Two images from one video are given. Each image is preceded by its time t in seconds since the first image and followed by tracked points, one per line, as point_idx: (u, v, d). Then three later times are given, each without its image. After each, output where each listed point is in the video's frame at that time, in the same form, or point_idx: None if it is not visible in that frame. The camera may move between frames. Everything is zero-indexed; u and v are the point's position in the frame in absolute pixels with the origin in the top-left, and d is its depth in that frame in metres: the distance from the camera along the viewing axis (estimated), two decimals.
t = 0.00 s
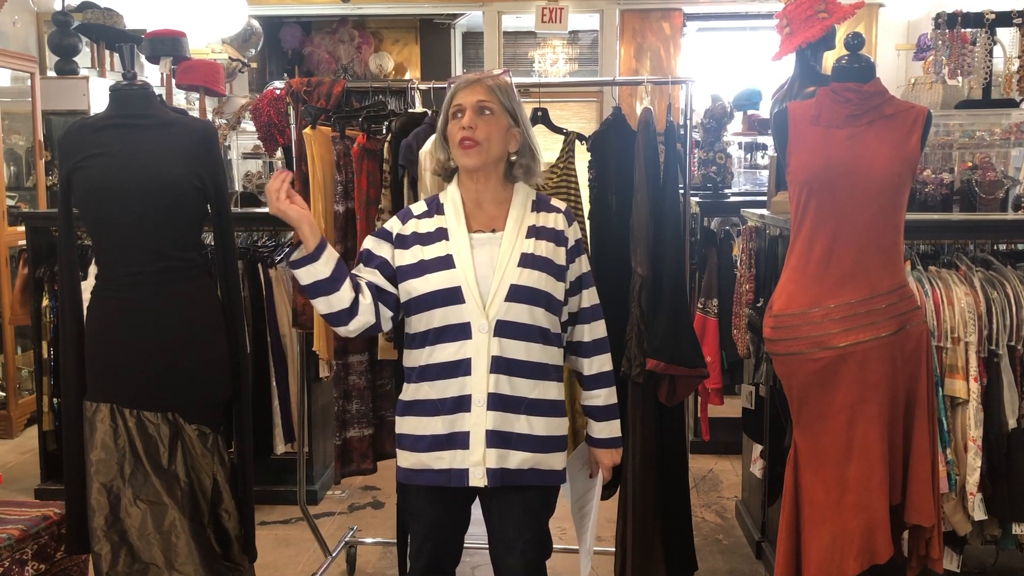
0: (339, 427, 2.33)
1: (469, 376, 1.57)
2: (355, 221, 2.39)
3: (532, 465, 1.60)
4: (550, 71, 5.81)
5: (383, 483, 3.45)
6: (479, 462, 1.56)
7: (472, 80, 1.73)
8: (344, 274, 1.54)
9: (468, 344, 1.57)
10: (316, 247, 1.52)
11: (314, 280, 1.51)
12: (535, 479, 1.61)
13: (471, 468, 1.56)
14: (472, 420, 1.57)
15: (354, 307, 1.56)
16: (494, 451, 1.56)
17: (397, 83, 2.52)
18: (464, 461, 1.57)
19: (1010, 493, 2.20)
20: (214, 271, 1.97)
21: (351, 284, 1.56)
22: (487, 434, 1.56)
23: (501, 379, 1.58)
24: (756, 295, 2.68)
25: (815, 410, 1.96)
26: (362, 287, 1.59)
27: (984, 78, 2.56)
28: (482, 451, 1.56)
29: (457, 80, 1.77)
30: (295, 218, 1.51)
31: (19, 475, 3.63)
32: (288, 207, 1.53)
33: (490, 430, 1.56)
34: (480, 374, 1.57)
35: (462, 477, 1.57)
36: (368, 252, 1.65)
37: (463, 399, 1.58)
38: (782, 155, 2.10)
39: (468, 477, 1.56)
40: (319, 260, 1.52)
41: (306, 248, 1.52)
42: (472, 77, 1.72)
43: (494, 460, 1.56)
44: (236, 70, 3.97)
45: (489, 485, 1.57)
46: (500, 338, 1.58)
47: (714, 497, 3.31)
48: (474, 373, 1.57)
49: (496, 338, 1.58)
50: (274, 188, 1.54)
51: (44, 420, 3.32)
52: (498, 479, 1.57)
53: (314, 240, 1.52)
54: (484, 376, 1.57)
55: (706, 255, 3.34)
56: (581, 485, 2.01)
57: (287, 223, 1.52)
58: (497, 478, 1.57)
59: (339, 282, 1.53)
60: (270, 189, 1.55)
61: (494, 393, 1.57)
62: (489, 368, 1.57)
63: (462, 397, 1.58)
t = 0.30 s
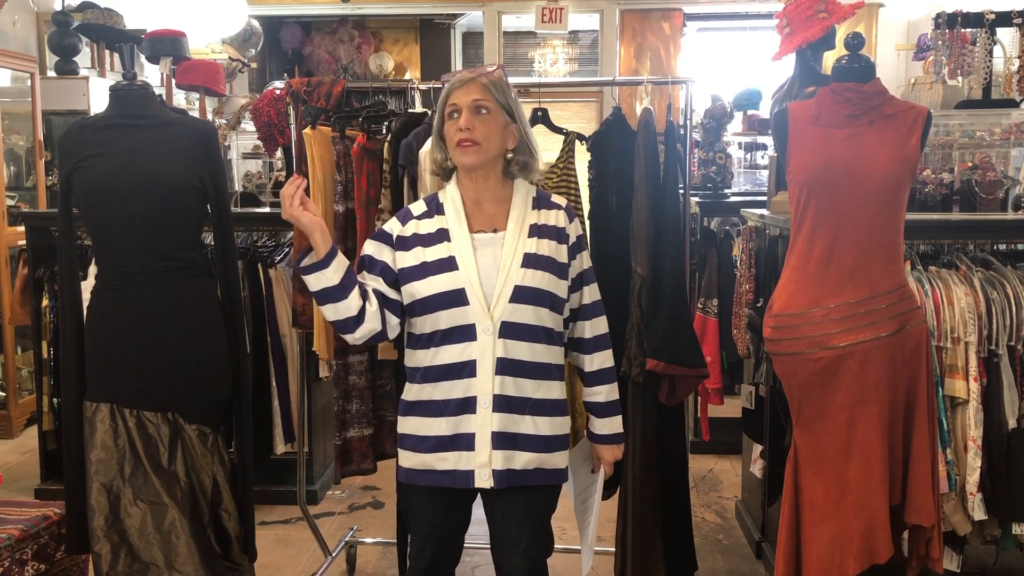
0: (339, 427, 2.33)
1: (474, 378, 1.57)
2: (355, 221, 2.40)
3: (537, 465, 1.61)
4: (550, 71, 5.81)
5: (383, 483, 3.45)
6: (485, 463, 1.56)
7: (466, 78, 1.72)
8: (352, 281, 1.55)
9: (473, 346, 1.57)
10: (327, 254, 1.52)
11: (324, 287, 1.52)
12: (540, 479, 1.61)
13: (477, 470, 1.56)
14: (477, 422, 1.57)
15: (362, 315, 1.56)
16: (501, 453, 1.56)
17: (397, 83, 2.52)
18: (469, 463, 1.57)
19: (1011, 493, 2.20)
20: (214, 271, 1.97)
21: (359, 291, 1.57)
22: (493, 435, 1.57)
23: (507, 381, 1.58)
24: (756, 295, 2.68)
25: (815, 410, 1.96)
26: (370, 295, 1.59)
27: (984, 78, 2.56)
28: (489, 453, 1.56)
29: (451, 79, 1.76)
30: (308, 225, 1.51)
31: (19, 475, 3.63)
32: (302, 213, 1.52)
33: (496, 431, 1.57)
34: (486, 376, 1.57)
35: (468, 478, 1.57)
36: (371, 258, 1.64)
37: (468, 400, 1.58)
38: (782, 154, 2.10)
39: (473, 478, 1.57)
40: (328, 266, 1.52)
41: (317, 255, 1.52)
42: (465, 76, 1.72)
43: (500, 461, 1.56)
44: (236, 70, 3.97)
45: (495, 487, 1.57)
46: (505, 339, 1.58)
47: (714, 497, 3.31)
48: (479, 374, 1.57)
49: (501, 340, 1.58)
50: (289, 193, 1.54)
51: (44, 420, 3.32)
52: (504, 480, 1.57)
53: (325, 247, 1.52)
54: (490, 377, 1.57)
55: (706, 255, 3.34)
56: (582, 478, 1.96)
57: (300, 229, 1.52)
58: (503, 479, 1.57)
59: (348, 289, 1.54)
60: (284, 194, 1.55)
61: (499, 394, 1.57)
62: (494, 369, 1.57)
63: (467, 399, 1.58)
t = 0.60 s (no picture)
0: (340, 427, 2.33)
1: (475, 377, 1.57)
2: (355, 221, 2.40)
3: (538, 464, 1.61)
4: (549, 71, 5.81)
5: (383, 483, 3.45)
6: (486, 463, 1.56)
7: (472, 88, 1.69)
8: (356, 290, 1.54)
9: (473, 345, 1.57)
10: (325, 266, 1.50)
11: (327, 298, 1.51)
12: (542, 478, 1.62)
13: (478, 469, 1.56)
14: (478, 421, 1.57)
15: (368, 320, 1.56)
16: (502, 452, 1.57)
17: (397, 83, 2.52)
18: (471, 462, 1.57)
19: (1011, 493, 2.20)
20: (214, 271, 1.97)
21: (364, 299, 1.56)
22: (494, 434, 1.57)
23: (507, 379, 1.58)
24: (756, 295, 2.68)
25: (815, 410, 1.96)
26: (375, 301, 1.59)
27: (984, 78, 2.56)
28: (490, 452, 1.56)
29: (456, 85, 1.72)
30: (303, 239, 1.49)
31: (19, 476, 3.63)
32: (297, 227, 1.51)
33: (497, 430, 1.57)
34: (486, 375, 1.57)
35: (469, 478, 1.57)
36: (370, 261, 1.64)
37: (469, 400, 1.58)
38: (782, 155, 2.10)
39: (474, 478, 1.57)
40: (329, 278, 1.50)
41: (315, 269, 1.50)
42: (472, 87, 1.69)
43: (502, 460, 1.56)
44: (236, 71, 3.98)
45: (497, 486, 1.57)
46: (505, 337, 1.58)
47: (714, 497, 3.31)
48: (479, 373, 1.57)
49: (501, 338, 1.58)
50: (282, 207, 1.53)
51: (44, 420, 3.32)
52: (506, 480, 1.57)
53: (322, 260, 1.50)
54: (490, 376, 1.57)
55: (706, 255, 3.34)
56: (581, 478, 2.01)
57: (297, 243, 1.50)
58: (504, 479, 1.57)
59: (352, 298, 1.53)
60: (278, 208, 1.53)
61: (500, 393, 1.57)
62: (494, 368, 1.57)
63: (468, 398, 1.58)
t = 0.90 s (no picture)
0: (339, 427, 2.33)
1: (474, 378, 1.57)
2: (355, 221, 2.40)
3: (538, 464, 1.61)
4: (550, 71, 5.82)
5: (383, 483, 3.45)
6: (486, 464, 1.56)
7: (474, 81, 1.70)
8: (358, 307, 1.53)
9: (472, 346, 1.57)
10: (324, 295, 1.47)
11: (333, 321, 1.50)
12: (541, 478, 1.62)
13: (478, 471, 1.57)
14: (477, 423, 1.57)
15: (377, 332, 1.55)
16: (503, 453, 1.57)
17: (397, 83, 2.52)
18: (471, 463, 1.57)
19: (1011, 493, 2.20)
20: (214, 271, 1.97)
21: (367, 311, 1.55)
22: (493, 436, 1.57)
23: (507, 381, 1.58)
24: (756, 295, 2.68)
25: (815, 409, 1.96)
26: (378, 310, 1.57)
27: (984, 78, 2.56)
28: (490, 454, 1.56)
29: (456, 78, 1.71)
30: (298, 272, 1.44)
31: (19, 475, 3.63)
32: (287, 264, 1.44)
33: (497, 432, 1.57)
34: (485, 377, 1.57)
35: (469, 479, 1.57)
36: (371, 266, 1.64)
37: (468, 402, 1.58)
38: (782, 155, 2.10)
39: (474, 479, 1.57)
40: (330, 305, 1.48)
41: (314, 298, 1.48)
42: (473, 79, 1.69)
43: (502, 462, 1.56)
44: (236, 70, 3.98)
45: (497, 487, 1.58)
46: (504, 339, 1.58)
47: (714, 497, 3.31)
48: (479, 375, 1.57)
49: (500, 340, 1.58)
50: (266, 249, 1.46)
51: (44, 420, 3.32)
52: (506, 481, 1.57)
53: (321, 289, 1.47)
54: (490, 378, 1.57)
55: (706, 255, 3.34)
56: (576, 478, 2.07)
57: (291, 279, 1.45)
58: (504, 480, 1.57)
59: (356, 317, 1.52)
60: (259, 252, 1.46)
61: (499, 395, 1.57)
62: (493, 370, 1.57)
63: (467, 400, 1.58)
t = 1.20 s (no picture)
0: (339, 427, 2.33)
1: (478, 381, 1.57)
2: (355, 221, 2.40)
3: (544, 464, 1.62)
4: (550, 71, 5.83)
5: (383, 483, 3.45)
6: (492, 466, 1.57)
7: (475, 75, 1.72)
8: (360, 313, 1.54)
9: (476, 349, 1.57)
10: (326, 303, 1.50)
11: (334, 329, 1.52)
12: (546, 479, 1.62)
13: (483, 472, 1.56)
14: (482, 425, 1.57)
15: (377, 338, 1.57)
16: (508, 455, 1.57)
17: (397, 83, 2.52)
18: (475, 466, 1.57)
19: (1011, 493, 2.20)
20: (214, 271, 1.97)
21: (369, 318, 1.56)
22: (499, 438, 1.57)
23: (511, 383, 1.58)
24: (756, 295, 2.68)
25: (815, 409, 1.96)
26: (379, 316, 1.59)
27: (984, 78, 2.56)
28: (495, 456, 1.57)
29: (455, 74, 1.73)
30: (301, 283, 1.48)
31: (19, 475, 3.63)
32: (290, 276, 1.48)
33: (502, 433, 1.57)
34: (490, 379, 1.57)
35: (472, 481, 1.57)
36: (370, 270, 1.63)
37: (471, 404, 1.58)
38: (782, 155, 2.10)
39: (478, 481, 1.57)
40: (333, 312, 1.51)
41: (318, 308, 1.51)
42: (473, 73, 1.71)
43: (508, 464, 1.57)
44: (236, 70, 3.98)
45: (503, 489, 1.58)
46: (508, 341, 1.58)
47: (714, 497, 3.31)
48: (483, 378, 1.57)
49: (504, 343, 1.58)
50: (268, 262, 1.48)
51: (44, 421, 3.31)
52: (512, 483, 1.57)
53: (323, 297, 1.50)
54: (494, 381, 1.57)
55: (706, 255, 3.34)
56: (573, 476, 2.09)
57: (295, 290, 1.49)
58: (511, 481, 1.57)
59: (358, 324, 1.54)
60: (261, 265, 1.49)
61: (504, 397, 1.58)
62: (498, 372, 1.57)
63: (471, 402, 1.58)
